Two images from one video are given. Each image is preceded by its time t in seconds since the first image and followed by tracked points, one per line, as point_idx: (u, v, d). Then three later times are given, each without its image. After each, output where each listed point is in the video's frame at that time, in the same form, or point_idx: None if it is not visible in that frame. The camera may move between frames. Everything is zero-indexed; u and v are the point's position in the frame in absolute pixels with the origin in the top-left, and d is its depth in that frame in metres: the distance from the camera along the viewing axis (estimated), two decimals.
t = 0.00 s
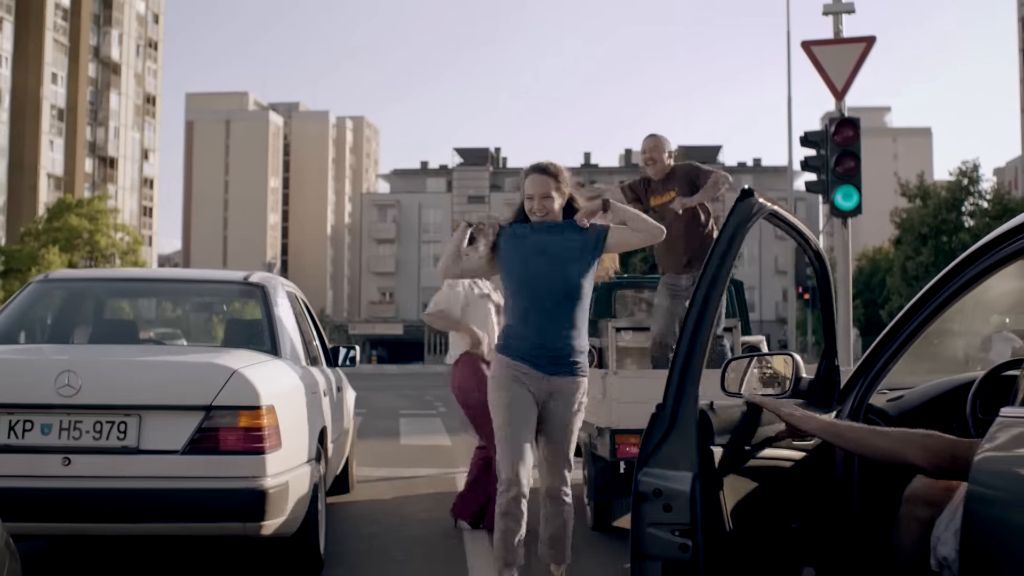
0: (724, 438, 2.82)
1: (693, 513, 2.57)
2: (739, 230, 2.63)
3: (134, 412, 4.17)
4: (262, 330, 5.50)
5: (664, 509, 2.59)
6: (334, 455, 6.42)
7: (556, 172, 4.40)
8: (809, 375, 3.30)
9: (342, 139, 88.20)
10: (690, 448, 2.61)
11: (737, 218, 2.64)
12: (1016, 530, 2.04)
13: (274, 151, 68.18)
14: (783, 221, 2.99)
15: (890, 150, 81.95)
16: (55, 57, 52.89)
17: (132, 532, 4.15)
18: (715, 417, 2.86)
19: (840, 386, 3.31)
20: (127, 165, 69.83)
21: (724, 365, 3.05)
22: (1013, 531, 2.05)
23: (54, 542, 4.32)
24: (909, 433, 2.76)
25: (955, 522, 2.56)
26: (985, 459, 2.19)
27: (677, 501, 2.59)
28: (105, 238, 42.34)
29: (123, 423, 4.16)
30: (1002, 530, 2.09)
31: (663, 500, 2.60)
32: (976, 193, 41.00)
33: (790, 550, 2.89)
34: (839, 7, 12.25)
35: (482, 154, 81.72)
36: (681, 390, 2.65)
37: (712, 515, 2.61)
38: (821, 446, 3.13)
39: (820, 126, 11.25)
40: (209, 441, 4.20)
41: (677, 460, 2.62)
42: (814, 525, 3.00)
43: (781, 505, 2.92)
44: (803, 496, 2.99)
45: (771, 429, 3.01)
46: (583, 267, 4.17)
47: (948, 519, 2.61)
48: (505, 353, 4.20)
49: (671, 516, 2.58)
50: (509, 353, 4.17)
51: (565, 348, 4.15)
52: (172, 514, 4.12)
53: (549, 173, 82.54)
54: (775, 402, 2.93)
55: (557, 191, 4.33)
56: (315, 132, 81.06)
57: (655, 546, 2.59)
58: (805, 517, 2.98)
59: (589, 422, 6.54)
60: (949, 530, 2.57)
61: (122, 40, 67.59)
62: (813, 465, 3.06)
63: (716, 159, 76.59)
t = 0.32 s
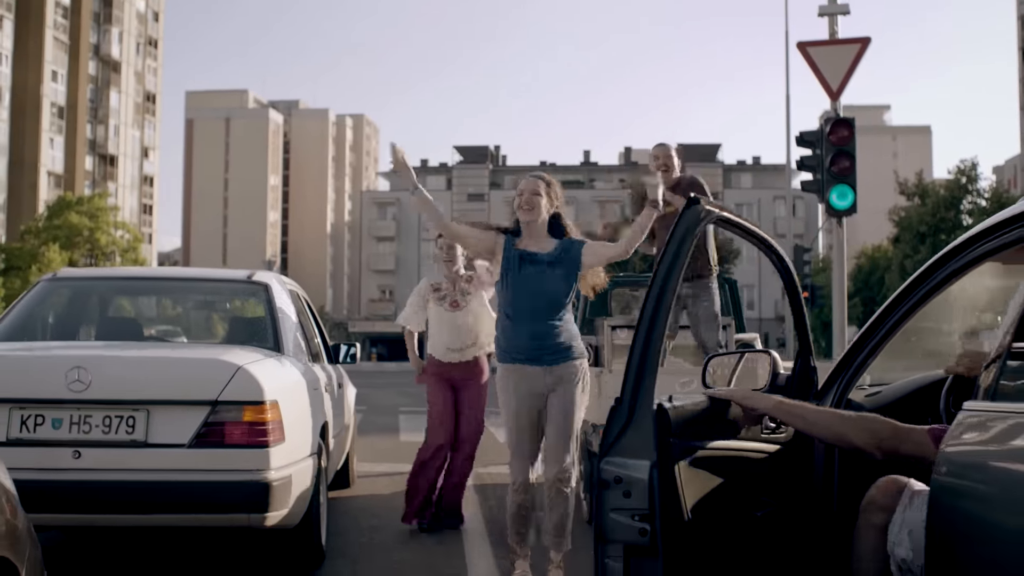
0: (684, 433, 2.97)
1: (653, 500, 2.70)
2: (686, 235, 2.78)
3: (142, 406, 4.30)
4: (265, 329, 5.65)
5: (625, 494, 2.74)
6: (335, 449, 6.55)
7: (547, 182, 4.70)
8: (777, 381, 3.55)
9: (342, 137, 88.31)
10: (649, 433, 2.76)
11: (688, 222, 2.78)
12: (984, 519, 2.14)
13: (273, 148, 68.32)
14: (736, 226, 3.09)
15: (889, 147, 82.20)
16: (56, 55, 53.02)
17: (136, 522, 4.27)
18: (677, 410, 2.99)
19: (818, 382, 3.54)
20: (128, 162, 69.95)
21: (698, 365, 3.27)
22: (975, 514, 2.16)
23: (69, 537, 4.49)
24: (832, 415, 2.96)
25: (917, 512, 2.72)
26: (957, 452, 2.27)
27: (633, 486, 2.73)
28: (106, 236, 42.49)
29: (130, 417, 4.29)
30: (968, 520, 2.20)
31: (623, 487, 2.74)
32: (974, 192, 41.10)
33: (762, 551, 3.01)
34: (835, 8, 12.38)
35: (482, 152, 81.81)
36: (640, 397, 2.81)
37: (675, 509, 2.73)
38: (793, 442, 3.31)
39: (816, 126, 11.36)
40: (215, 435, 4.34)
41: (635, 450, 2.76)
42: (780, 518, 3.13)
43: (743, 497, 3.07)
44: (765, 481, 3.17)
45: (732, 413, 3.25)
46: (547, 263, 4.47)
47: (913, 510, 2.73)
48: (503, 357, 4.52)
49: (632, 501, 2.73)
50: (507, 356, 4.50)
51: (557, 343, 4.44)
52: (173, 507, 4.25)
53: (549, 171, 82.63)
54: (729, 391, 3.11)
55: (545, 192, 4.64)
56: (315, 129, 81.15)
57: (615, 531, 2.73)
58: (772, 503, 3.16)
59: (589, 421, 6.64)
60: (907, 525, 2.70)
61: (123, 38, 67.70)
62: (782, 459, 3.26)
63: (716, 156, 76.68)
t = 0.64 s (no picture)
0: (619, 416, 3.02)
1: (577, 476, 2.61)
2: (591, 241, 2.68)
3: (150, 400, 4.43)
4: (269, 324, 5.80)
5: (552, 475, 2.63)
6: (338, 444, 6.72)
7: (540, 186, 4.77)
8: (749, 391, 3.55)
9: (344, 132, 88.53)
10: (572, 410, 2.66)
11: (591, 231, 2.68)
12: (932, 495, 2.24)
13: (275, 145, 68.48)
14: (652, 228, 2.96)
15: (890, 143, 82.32)
16: (57, 52, 53.07)
17: (144, 514, 4.39)
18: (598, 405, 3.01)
19: (797, 378, 3.63)
20: (130, 159, 70.19)
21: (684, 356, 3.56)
22: (926, 493, 2.27)
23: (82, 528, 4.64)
24: (758, 408, 2.90)
25: (870, 540, 2.83)
26: (918, 443, 2.33)
27: (560, 468, 2.61)
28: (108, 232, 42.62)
29: (140, 411, 4.43)
30: (917, 495, 2.30)
31: (552, 469, 2.63)
32: (974, 189, 41.12)
33: (697, 520, 3.08)
34: (833, 7, 12.50)
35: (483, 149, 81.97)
36: (560, 389, 2.67)
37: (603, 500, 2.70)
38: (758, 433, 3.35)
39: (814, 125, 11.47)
40: (223, 428, 4.46)
41: (562, 432, 2.66)
42: (730, 502, 3.19)
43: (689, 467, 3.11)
44: (727, 469, 3.20)
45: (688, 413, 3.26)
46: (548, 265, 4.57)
47: (848, 535, 2.88)
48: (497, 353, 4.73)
49: (558, 481, 2.62)
50: (500, 349, 4.71)
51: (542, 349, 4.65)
52: (179, 499, 4.37)
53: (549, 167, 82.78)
54: (684, 387, 3.08)
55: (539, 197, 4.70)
56: (316, 126, 81.32)
57: (545, 508, 2.64)
58: (725, 486, 3.19)
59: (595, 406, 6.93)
60: (859, 558, 2.80)
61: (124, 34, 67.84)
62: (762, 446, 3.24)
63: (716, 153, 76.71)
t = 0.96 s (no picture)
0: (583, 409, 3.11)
1: (536, 461, 2.80)
2: (533, 249, 2.87)
3: (161, 394, 4.54)
4: (276, 319, 5.92)
5: (513, 458, 2.83)
6: (344, 438, 6.82)
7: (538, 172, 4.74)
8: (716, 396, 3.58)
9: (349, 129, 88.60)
10: (533, 406, 2.86)
11: (533, 234, 2.86)
12: (914, 497, 2.32)
13: (280, 141, 68.50)
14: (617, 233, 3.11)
15: (895, 139, 82.18)
16: (62, 49, 52.98)
17: (151, 507, 4.52)
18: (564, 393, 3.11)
19: (782, 376, 3.68)
20: (135, 156, 70.28)
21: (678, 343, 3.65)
22: (906, 488, 2.35)
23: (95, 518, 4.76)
24: (708, 409, 3.03)
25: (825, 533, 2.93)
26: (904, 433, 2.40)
27: (520, 457, 2.82)
28: (113, 229, 42.74)
29: (152, 404, 4.53)
30: (900, 494, 2.37)
31: (513, 452, 2.84)
32: (978, 185, 40.99)
33: (657, 508, 3.15)
34: (834, 5, 12.60)
35: (488, 145, 81.92)
36: (520, 375, 2.86)
37: (562, 485, 2.91)
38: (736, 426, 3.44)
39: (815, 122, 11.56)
40: (232, 421, 4.58)
41: (523, 419, 2.86)
42: (699, 491, 3.29)
43: (659, 458, 3.21)
44: (683, 460, 3.27)
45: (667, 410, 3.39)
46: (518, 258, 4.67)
47: (801, 541, 2.97)
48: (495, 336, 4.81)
49: (519, 464, 2.82)
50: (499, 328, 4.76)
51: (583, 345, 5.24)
52: (189, 490, 4.49)
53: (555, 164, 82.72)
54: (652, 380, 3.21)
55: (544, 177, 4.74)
56: (321, 122, 81.35)
57: (507, 488, 2.85)
58: (694, 476, 3.27)
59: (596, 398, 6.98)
60: (818, 556, 2.90)
61: (130, 31, 67.90)
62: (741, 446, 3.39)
63: (721, 149, 76.57)
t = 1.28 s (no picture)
0: (618, 403, 3.15)
1: (569, 455, 2.92)
2: (572, 244, 3.03)
3: (172, 388, 4.66)
4: (284, 314, 6.04)
5: (544, 447, 2.98)
6: (351, 430, 6.96)
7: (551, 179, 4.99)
8: (723, 383, 3.54)
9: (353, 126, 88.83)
10: (563, 393, 2.98)
11: (573, 228, 3.04)
12: (926, 501, 2.39)
13: (284, 138, 68.76)
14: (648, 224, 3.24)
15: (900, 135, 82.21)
16: (68, 46, 53.28)
17: (166, 497, 4.64)
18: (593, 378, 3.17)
19: (781, 367, 3.78)
20: (140, 153, 70.56)
21: (677, 342, 3.68)
22: (922, 487, 2.42)
23: (112, 509, 4.88)
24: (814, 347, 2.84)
25: (763, 514, 2.93)
26: (914, 428, 2.47)
27: (553, 444, 2.95)
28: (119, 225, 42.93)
29: (163, 398, 4.65)
30: (912, 494, 2.45)
31: (544, 442, 2.98)
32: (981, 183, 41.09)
33: (673, 491, 3.18)
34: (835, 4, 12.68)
35: (492, 141, 82.04)
36: (550, 370, 3.02)
37: (595, 471, 2.98)
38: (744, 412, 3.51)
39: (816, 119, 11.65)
40: (240, 414, 4.69)
41: (554, 408, 3.00)
42: (716, 476, 3.31)
43: (674, 444, 3.23)
44: (711, 448, 3.32)
45: (707, 393, 3.42)
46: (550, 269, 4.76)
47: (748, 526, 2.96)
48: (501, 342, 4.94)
49: (549, 453, 2.96)
50: (505, 338, 4.91)
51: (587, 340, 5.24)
52: (201, 482, 4.62)
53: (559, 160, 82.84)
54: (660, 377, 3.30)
55: (549, 186, 4.90)
56: (326, 119, 81.54)
57: (537, 478, 2.99)
58: (716, 463, 3.33)
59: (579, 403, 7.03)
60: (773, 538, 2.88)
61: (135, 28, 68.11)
62: (766, 435, 3.46)
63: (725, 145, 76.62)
